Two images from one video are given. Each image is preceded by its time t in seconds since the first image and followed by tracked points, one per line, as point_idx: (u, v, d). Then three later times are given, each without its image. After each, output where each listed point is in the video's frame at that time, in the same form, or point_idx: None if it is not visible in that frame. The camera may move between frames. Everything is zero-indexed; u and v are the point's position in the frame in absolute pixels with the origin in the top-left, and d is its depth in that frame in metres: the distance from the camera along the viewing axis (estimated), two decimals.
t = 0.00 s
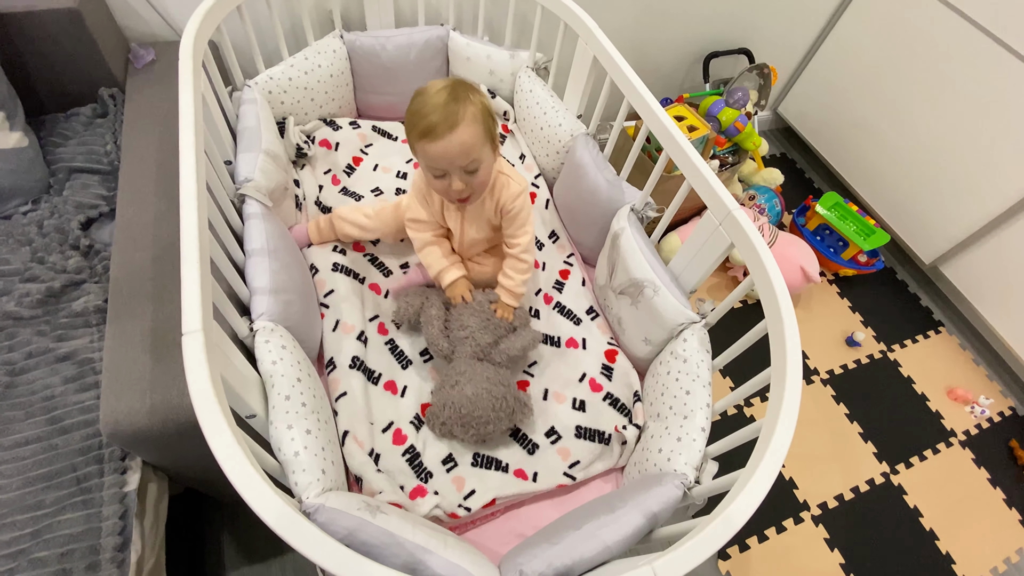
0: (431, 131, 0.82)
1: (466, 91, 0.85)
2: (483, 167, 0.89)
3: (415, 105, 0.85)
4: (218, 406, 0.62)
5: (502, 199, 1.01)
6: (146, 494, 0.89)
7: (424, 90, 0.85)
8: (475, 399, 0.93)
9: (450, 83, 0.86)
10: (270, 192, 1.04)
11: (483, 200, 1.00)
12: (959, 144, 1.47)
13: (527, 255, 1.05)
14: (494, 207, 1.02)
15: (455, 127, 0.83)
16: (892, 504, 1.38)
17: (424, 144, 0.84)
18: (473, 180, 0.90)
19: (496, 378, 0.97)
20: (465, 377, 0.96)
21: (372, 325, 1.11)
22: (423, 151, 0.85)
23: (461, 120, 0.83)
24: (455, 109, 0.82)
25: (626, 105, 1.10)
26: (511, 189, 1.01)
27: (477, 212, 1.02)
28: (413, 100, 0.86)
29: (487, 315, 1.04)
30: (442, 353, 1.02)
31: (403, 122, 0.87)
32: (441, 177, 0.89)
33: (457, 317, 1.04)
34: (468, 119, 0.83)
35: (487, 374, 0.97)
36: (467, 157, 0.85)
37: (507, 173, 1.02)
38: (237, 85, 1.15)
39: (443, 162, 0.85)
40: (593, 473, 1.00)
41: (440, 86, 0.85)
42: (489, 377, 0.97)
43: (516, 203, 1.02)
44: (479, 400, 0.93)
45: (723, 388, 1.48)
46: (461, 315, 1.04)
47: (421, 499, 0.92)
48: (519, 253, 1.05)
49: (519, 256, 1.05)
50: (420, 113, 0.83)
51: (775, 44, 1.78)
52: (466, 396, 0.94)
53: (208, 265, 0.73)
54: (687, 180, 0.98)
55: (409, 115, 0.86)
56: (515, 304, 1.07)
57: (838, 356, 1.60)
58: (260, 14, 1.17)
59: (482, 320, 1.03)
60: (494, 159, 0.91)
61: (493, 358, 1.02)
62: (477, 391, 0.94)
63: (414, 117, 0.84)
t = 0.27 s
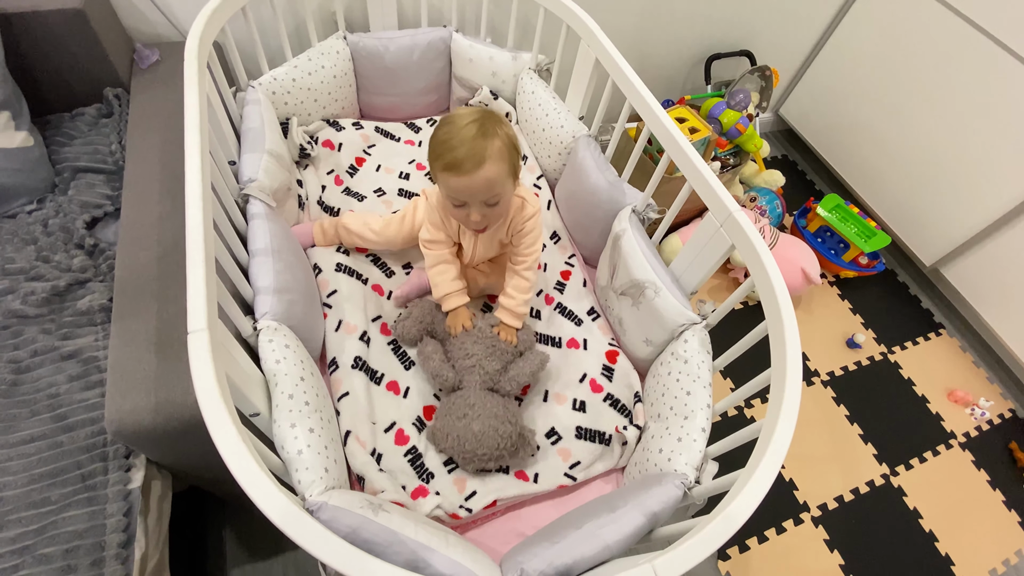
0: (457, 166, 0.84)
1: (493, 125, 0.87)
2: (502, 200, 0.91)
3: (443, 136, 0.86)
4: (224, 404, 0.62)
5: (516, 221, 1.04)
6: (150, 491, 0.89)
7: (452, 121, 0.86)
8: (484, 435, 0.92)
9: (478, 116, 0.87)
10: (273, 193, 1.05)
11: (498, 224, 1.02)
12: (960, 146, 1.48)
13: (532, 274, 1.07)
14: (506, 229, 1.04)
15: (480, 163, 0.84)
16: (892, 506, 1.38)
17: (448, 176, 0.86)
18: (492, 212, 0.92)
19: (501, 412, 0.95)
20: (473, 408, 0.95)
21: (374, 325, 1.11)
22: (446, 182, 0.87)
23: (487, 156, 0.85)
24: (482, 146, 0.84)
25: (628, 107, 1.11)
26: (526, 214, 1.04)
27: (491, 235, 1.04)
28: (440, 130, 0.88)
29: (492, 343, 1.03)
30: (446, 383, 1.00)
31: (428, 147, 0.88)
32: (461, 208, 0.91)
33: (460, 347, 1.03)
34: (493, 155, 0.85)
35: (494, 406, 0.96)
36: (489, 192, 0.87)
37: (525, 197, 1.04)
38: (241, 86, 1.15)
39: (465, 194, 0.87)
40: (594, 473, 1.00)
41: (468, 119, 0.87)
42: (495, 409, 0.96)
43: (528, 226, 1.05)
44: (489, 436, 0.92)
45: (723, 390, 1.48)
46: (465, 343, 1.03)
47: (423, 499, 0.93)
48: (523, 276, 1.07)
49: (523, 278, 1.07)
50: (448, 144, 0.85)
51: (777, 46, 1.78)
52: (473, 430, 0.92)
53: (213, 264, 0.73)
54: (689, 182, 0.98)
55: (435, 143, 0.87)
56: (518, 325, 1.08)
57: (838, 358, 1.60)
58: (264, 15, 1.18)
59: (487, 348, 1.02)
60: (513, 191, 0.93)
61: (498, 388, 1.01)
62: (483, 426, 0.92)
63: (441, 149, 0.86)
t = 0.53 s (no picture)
0: (462, 211, 0.85)
1: (497, 163, 0.87)
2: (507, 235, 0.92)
3: (446, 178, 0.86)
4: (227, 402, 0.63)
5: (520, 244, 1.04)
6: (153, 489, 0.90)
7: (456, 162, 0.85)
8: (490, 465, 0.91)
9: (482, 155, 0.87)
10: (276, 193, 1.06)
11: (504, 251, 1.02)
12: (960, 148, 1.48)
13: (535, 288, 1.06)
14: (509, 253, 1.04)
15: (485, 207, 0.85)
16: (892, 507, 1.38)
17: (453, 218, 0.87)
18: (496, 246, 0.93)
19: (511, 444, 0.94)
20: (485, 434, 0.94)
21: (377, 325, 1.12)
22: (451, 222, 0.88)
23: (492, 200, 0.85)
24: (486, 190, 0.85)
25: (628, 109, 1.12)
26: (528, 238, 1.04)
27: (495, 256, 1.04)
28: (443, 169, 0.87)
29: (506, 369, 1.02)
30: (458, 405, 0.99)
31: (432, 185, 0.88)
32: (465, 244, 0.92)
33: (474, 371, 1.02)
34: (498, 197, 0.86)
35: (505, 436, 0.95)
36: (494, 231, 0.89)
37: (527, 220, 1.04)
38: (243, 86, 1.16)
39: (471, 234, 0.89)
40: (593, 473, 1.01)
41: (472, 158, 0.86)
42: (506, 440, 0.94)
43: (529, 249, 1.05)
44: (495, 467, 0.91)
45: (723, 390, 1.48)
46: (479, 367, 1.02)
47: (424, 499, 0.93)
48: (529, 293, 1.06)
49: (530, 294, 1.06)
50: (453, 189, 0.85)
51: (778, 48, 1.78)
52: (480, 458, 0.91)
53: (217, 263, 0.74)
54: (690, 183, 0.99)
55: (439, 183, 0.87)
56: (532, 345, 1.06)
57: (838, 359, 1.60)
58: (267, 16, 1.18)
59: (501, 374, 1.01)
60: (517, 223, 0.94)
61: (511, 416, 1.00)
62: (491, 456, 0.91)
63: (445, 191, 0.85)
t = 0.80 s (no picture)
0: (492, 284, 0.89)
1: (516, 226, 0.90)
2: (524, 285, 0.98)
3: (473, 251, 0.87)
4: (229, 400, 0.63)
5: (534, 273, 1.03)
6: (154, 488, 0.90)
7: (483, 239, 0.86)
8: (514, 495, 0.88)
9: (503, 223, 0.88)
10: (277, 192, 1.06)
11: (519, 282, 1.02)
12: (961, 147, 1.48)
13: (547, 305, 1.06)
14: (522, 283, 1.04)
15: (513, 278, 0.90)
16: (893, 507, 1.38)
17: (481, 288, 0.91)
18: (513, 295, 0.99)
19: (534, 478, 0.92)
20: (514, 462, 0.91)
21: (378, 325, 1.11)
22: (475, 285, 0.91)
23: (519, 269, 0.90)
24: (513, 263, 0.88)
25: (629, 109, 1.12)
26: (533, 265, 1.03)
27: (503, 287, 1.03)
28: (466, 239, 0.88)
29: (533, 396, 1.00)
30: (482, 429, 0.96)
31: (453, 250, 0.89)
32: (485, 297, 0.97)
33: (500, 395, 0.99)
34: (522, 264, 0.90)
35: (531, 467, 0.92)
36: (514, 288, 0.94)
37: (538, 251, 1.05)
38: (244, 86, 1.16)
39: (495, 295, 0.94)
40: (593, 473, 1.01)
41: (495, 229, 0.88)
42: (531, 472, 0.92)
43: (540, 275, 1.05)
44: (519, 498, 0.89)
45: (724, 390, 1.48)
46: (504, 394, 0.99)
47: (425, 499, 0.93)
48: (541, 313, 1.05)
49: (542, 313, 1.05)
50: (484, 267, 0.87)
51: (778, 48, 1.79)
52: (506, 486, 0.88)
53: (218, 262, 0.74)
54: (690, 183, 0.99)
55: (463, 254, 0.88)
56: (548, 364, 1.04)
57: (839, 359, 1.60)
58: (268, 16, 1.19)
59: (529, 401, 0.99)
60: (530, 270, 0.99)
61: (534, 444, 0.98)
62: (517, 487, 0.89)
63: (472, 263, 0.88)
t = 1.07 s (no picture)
0: (495, 305, 0.90)
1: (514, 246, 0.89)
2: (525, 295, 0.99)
3: (474, 277, 0.87)
4: (229, 398, 0.63)
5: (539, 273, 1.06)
6: (155, 486, 0.90)
7: (482, 268, 0.86)
8: (501, 503, 0.86)
9: (499, 244, 0.87)
10: (278, 191, 1.06)
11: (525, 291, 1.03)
12: (962, 144, 1.48)
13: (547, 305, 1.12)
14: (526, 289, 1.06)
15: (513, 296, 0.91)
16: (894, 505, 1.38)
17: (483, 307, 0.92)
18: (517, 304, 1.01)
19: (522, 482, 0.89)
20: (497, 470, 0.89)
21: (378, 324, 1.12)
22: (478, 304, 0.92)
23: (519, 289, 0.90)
24: (513, 286, 0.89)
25: (629, 107, 1.12)
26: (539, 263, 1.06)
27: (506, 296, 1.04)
28: (465, 264, 0.87)
29: (507, 398, 0.97)
30: (468, 447, 0.95)
31: (454, 276, 0.89)
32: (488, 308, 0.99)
33: (478, 407, 0.97)
34: (521, 283, 0.90)
35: (517, 471, 0.90)
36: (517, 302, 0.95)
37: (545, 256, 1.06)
38: (245, 85, 1.17)
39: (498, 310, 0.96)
40: (593, 471, 1.02)
41: (494, 255, 0.87)
42: (519, 476, 0.89)
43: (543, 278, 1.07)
44: (508, 506, 0.87)
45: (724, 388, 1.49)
46: (479, 407, 0.97)
47: (426, 499, 0.92)
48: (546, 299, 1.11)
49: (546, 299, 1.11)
50: (485, 290, 0.88)
51: (779, 45, 1.78)
52: (491, 495, 0.87)
53: (218, 260, 0.74)
54: (690, 181, 0.99)
55: (463, 276, 0.88)
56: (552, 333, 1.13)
57: (840, 357, 1.60)
58: (269, 16, 1.19)
59: (503, 405, 0.96)
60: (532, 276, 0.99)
61: (523, 444, 0.96)
62: (502, 493, 0.87)
63: (473, 288, 0.88)
